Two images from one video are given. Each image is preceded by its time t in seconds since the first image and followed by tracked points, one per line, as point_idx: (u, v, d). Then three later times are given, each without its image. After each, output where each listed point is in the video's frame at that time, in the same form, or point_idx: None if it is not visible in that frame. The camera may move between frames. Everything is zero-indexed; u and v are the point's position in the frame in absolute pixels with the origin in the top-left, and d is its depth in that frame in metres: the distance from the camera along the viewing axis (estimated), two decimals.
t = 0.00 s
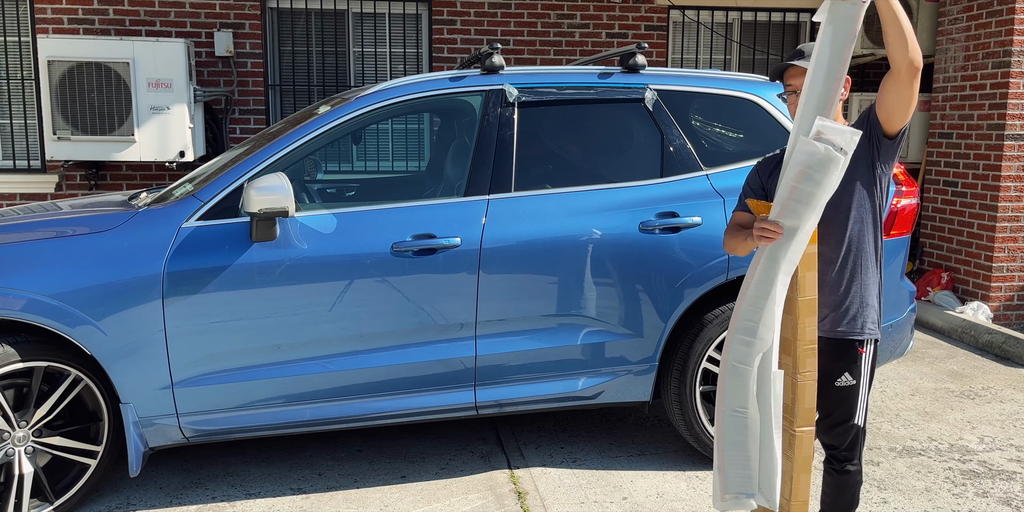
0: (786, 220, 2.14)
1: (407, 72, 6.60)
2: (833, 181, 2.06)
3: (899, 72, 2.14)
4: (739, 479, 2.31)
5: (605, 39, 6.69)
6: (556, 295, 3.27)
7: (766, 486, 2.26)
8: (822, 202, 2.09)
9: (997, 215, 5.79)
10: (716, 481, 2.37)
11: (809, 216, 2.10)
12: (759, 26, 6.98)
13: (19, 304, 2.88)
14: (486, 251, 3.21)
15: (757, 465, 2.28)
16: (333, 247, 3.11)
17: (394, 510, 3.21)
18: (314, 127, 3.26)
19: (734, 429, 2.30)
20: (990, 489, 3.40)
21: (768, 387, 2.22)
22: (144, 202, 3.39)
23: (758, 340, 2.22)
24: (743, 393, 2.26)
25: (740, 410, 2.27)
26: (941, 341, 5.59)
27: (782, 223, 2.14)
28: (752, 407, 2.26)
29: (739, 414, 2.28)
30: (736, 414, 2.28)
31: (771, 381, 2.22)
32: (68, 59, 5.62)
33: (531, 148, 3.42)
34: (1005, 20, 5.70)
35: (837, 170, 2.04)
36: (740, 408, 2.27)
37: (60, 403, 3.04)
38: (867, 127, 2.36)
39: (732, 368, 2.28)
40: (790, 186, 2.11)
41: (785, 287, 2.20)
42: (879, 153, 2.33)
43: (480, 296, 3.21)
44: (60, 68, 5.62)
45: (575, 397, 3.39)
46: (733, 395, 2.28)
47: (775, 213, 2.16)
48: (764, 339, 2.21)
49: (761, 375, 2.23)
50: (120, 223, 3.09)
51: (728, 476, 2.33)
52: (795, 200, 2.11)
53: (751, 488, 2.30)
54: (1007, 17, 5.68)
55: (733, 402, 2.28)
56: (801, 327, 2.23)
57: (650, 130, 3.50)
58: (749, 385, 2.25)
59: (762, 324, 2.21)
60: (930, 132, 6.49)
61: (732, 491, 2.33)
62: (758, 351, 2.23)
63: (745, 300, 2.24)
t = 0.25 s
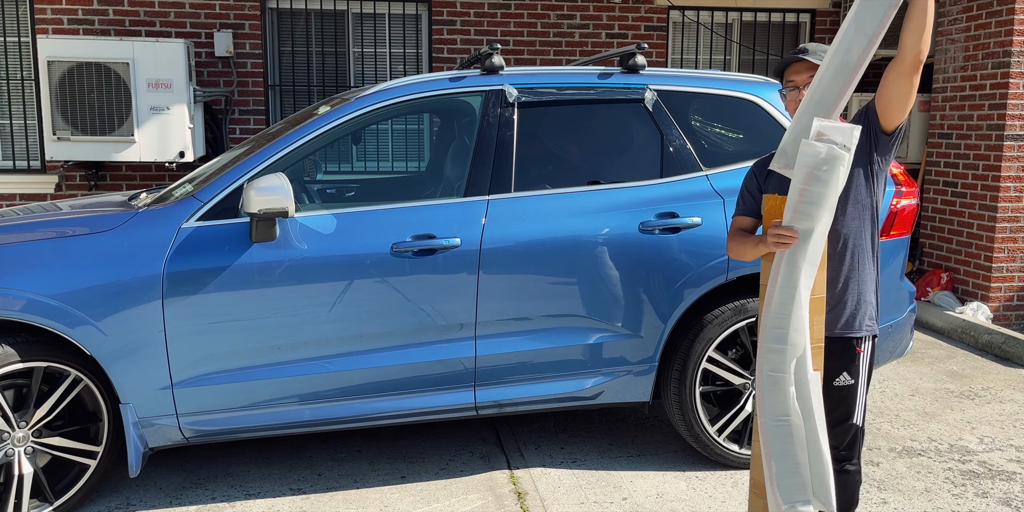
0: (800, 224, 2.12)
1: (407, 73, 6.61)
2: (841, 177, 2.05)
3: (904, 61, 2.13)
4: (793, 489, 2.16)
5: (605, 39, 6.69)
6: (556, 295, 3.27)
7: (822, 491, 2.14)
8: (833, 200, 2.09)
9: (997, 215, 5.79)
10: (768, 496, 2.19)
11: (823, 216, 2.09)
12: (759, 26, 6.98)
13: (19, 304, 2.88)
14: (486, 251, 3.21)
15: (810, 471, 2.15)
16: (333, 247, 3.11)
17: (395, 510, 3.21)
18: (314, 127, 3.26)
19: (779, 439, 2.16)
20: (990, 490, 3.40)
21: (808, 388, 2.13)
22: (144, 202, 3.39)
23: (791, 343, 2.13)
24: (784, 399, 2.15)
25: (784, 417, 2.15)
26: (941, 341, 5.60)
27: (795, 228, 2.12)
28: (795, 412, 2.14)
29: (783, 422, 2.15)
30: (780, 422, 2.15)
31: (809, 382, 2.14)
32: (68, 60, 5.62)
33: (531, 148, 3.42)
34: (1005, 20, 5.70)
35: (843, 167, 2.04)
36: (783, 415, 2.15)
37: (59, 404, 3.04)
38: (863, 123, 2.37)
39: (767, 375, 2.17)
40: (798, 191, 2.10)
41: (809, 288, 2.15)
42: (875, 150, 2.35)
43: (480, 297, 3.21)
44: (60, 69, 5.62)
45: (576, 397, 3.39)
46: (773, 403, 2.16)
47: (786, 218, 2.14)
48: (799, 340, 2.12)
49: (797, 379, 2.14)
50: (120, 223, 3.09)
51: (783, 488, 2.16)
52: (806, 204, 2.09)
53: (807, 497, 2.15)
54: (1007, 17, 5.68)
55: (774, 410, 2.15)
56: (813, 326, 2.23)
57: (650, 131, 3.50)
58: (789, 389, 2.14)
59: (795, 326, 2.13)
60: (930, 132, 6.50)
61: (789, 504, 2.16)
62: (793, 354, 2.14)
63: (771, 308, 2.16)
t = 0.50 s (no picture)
0: (806, 223, 2.14)
1: (407, 73, 6.61)
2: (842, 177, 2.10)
3: (941, 92, 2.13)
4: (809, 484, 2.20)
5: (605, 39, 6.69)
6: (556, 295, 3.27)
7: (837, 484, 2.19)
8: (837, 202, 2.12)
9: (997, 215, 5.79)
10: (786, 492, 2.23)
11: (828, 216, 2.12)
12: (759, 26, 6.98)
13: (19, 304, 2.88)
14: (486, 252, 3.21)
15: (827, 466, 2.20)
16: (333, 248, 3.11)
17: (394, 510, 3.21)
18: (314, 127, 3.26)
19: (794, 436, 2.20)
20: (990, 490, 3.40)
21: (822, 386, 2.18)
22: (144, 202, 3.39)
23: (804, 342, 2.18)
24: (798, 397, 2.19)
25: (799, 415, 2.19)
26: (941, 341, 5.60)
27: (802, 228, 2.14)
28: (810, 410, 2.18)
29: (797, 419, 2.19)
30: (794, 420, 2.19)
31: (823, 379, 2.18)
32: (68, 60, 5.62)
33: (531, 149, 3.42)
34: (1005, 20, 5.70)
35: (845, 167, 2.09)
36: (798, 412, 2.19)
37: (60, 404, 3.04)
38: (875, 129, 2.35)
39: (781, 374, 2.22)
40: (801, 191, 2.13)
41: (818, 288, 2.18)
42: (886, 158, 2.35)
43: (480, 297, 3.21)
44: (60, 69, 5.62)
45: (575, 397, 3.39)
46: (787, 401, 2.20)
47: (792, 218, 2.16)
48: (812, 338, 2.17)
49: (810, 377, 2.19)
50: (120, 223, 3.09)
51: (799, 483, 2.21)
52: (811, 204, 2.12)
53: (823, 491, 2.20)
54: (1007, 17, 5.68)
55: (789, 408, 2.20)
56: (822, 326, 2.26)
57: (650, 131, 3.50)
58: (802, 387, 2.19)
59: (806, 325, 2.17)
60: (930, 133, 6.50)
61: (806, 499, 2.21)
62: (805, 352, 2.18)
63: (780, 310, 2.20)
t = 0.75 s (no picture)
0: (801, 215, 2.21)
1: (407, 72, 6.60)
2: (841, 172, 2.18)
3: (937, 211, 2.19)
4: (787, 482, 2.30)
5: (605, 39, 6.69)
6: (556, 295, 3.27)
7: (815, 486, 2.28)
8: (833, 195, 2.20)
9: (997, 215, 5.79)
10: (763, 488, 2.35)
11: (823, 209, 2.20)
12: (759, 26, 6.98)
13: (20, 304, 2.89)
14: (486, 251, 3.21)
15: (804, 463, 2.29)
16: (333, 247, 3.11)
17: (394, 509, 3.21)
18: (314, 126, 3.26)
19: (776, 431, 2.30)
20: (990, 489, 3.40)
21: (805, 382, 2.26)
22: (144, 202, 3.39)
23: (789, 338, 2.25)
24: (782, 393, 2.28)
25: (779, 410, 2.28)
26: (941, 341, 5.59)
27: (797, 218, 2.21)
28: (791, 406, 2.27)
29: (779, 415, 2.29)
30: (776, 415, 2.29)
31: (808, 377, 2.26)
32: (68, 59, 5.62)
33: (531, 148, 3.42)
34: (1005, 20, 5.69)
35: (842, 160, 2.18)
36: (779, 408, 2.28)
37: (60, 403, 3.04)
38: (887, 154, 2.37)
39: (766, 368, 2.30)
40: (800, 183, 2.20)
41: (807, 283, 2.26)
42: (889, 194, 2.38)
43: (480, 296, 3.21)
44: (60, 68, 5.62)
45: (575, 397, 3.40)
46: (771, 396, 2.29)
47: (787, 210, 2.23)
48: (796, 334, 2.26)
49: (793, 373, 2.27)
50: (120, 223, 3.09)
51: (777, 478, 2.31)
52: (808, 195, 2.20)
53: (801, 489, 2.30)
54: (1007, 17, 5.68)
55: (771, 404, 2.29)
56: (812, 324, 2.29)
57: (650, 131, 3.50)
58: (785, 382, 2.27)
59: (792, 321, 2.26)
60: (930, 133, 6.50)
61: (781, 496, 2.31)
62: (790, 349, 2.26)
63: (769, 301, 2.29)
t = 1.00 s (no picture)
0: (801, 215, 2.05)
1: (407, 72, 6.60)
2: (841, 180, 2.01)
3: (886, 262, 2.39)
4: (768, 484, 2.13)
5: (605, 39, 6.69)
6: (556, 295, 3.27)
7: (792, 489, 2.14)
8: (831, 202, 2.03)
9: (998, 215, 5.79)
10: (742, 486, 2.17)
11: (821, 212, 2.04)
12: (759, 26, 6.98)
13: (20, 304, 2.89)
14: (486, 251, 3.21)
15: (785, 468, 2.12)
16: (333, 247, 3.11)
17: (394, 509, 3.21)
18: (314, 126, 3.26)
19: (759, 432, 2.11)
20: (990, 489, 3.40)
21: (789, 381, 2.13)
22: (144, 202, 3.39)
23: (780, 337, 2.07)
24: (769, 393, 2.10)
25: (766, 411, 2.10)
26: (941, 341, 5.59)
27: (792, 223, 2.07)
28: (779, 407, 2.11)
29: (765, 415, 2.11)
30: (762, 416, 2.11)
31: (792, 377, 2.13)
32: (68, 59, 5.62)
33: (531, 148, 3.42)
34: (1005, 20, 5.69)
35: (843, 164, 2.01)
36: (766, 408, 2.10)
37: (60, 403, 3.04)
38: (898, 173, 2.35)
39: (754, 366, 2.11)
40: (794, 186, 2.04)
41: (802, 281, 2.10)
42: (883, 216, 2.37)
43: (480, 296, 3.21)
44: (60, 68, 5.62)
45: (575, 397, 3.39)
46: (757, 395, 2.11)
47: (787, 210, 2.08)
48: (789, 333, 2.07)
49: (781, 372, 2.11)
50: (120, 223, 3.09)
51: (757, 482, 2.13)
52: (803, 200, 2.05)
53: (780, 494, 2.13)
54: (1007, 17, 5.68)
55: (758, 402, 2.11)
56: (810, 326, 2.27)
57: (650, 131, 3.50)
58: (773, 382, 2.10)
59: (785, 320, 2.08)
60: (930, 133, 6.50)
61: (761, 498, 2.14)
62: (781, 348, 2.08)
63: (762, 297, 2.10)
